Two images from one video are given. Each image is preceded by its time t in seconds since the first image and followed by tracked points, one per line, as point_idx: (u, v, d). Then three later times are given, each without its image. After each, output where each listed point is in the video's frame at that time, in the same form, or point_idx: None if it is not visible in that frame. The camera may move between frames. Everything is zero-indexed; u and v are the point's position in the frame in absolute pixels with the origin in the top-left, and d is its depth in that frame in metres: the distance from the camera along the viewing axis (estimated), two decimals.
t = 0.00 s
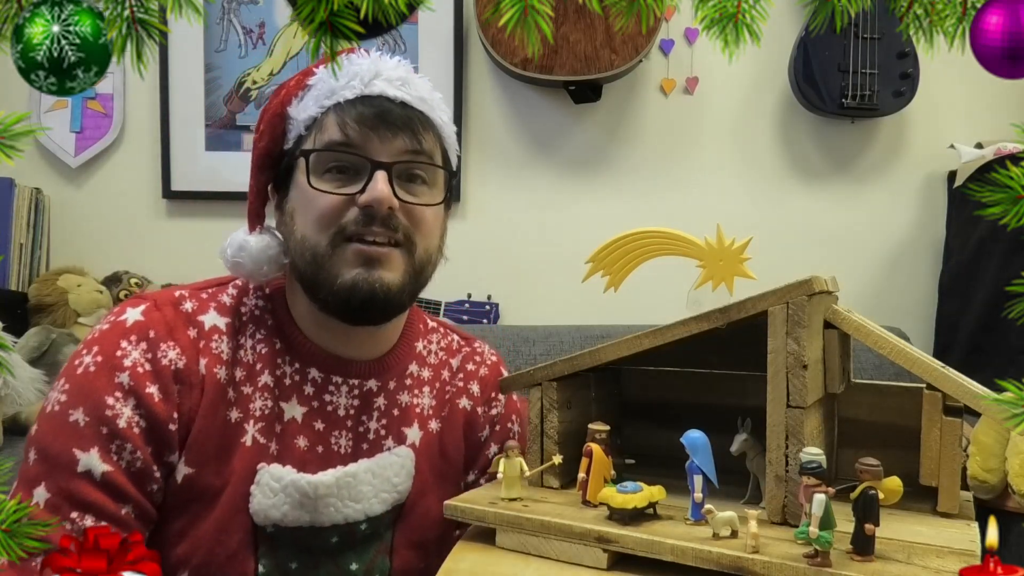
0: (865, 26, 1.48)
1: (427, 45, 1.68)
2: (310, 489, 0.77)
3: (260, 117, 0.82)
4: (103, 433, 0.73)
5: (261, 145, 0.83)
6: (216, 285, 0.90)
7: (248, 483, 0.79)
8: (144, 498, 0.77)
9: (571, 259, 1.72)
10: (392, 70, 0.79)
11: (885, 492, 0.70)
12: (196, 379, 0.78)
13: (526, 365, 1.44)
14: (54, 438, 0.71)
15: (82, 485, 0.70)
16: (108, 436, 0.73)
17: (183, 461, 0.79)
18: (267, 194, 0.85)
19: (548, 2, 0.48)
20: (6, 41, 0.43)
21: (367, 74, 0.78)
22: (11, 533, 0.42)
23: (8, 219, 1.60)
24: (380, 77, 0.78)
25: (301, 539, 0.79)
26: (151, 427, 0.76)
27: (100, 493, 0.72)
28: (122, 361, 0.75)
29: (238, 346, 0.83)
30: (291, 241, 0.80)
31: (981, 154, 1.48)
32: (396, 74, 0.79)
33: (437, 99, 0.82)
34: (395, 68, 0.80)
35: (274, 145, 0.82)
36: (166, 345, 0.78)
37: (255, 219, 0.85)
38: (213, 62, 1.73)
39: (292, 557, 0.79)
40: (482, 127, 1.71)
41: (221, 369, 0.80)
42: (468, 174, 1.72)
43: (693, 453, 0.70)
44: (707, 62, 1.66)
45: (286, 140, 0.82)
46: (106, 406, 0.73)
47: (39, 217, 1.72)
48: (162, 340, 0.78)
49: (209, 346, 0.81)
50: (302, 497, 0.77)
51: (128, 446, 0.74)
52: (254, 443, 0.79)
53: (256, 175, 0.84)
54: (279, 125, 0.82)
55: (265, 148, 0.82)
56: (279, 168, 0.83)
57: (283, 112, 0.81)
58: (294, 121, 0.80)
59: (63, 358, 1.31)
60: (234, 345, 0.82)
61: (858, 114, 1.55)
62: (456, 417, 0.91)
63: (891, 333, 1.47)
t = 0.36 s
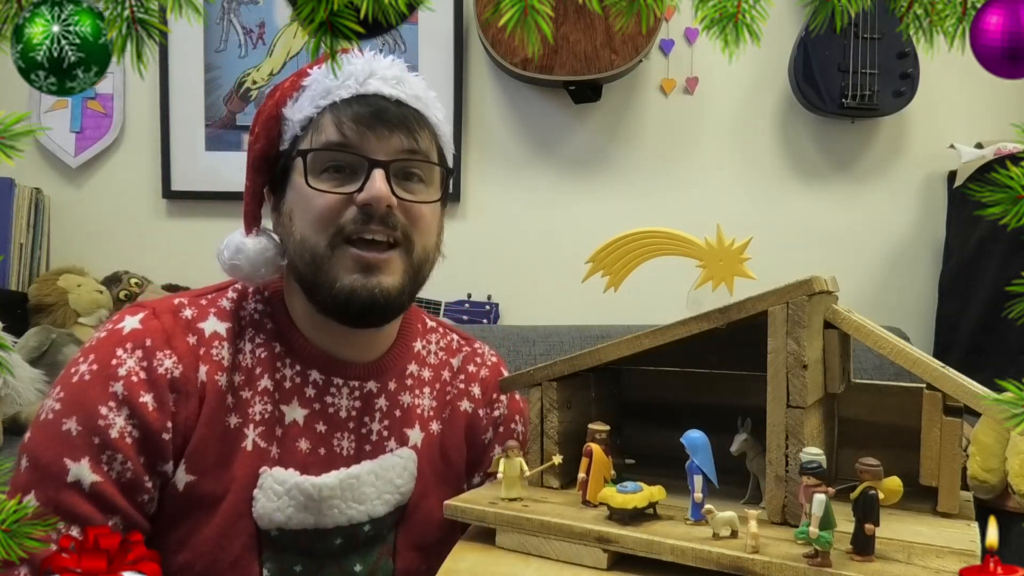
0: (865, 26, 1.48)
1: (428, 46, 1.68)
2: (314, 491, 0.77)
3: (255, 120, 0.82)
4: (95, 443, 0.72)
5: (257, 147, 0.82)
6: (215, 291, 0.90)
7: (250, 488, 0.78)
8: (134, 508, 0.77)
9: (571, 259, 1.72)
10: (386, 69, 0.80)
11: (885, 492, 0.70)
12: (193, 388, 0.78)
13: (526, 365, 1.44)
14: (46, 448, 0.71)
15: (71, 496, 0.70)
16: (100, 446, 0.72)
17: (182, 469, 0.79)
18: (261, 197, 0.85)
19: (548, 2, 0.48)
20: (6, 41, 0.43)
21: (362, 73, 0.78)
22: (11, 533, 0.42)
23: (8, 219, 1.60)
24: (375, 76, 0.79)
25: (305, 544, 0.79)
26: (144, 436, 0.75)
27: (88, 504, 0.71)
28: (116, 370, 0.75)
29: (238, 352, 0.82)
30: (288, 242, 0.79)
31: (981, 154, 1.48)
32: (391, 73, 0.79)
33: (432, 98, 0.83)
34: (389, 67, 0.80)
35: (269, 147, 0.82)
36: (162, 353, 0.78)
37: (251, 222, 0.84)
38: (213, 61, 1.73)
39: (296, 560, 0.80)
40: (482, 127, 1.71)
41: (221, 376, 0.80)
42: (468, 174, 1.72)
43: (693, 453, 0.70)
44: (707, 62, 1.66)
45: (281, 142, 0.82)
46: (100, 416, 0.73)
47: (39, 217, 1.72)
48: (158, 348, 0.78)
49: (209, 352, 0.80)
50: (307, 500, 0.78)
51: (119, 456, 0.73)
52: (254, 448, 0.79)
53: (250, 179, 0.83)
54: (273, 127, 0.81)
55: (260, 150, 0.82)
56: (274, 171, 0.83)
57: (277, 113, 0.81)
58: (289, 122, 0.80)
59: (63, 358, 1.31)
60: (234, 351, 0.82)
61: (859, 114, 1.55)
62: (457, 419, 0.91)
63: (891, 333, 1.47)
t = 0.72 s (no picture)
0: (865, 26, 1.48)
1: (428, 46, 1.68)
2: (317, 466, 0.78)
3: (269, 99, 0.74)
4: (83, 427, 0.72)
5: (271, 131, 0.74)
6: (203, 275, 0.89)
7: (251, 467, 0.78)
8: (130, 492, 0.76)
9: (571, 259, 1.72)
10: (421, 70, 0.76)
11: (885, 492, 0.70)
12: (183, 367, 0.78)
13: (526, 365, 1.44)
14: (35, 433, 0.71)
15: (61, 482, 0.70)
16: (88, 429, 0.72)
17: (177, 449, 0.78)
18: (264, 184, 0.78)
19: (548, 2, 0.48)
20: (6, 41, 0.43)
21: (403, 74, 0.74)
22: (11, 533, 0.42)
23: (9, 219, 1.60)
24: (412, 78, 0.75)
25: (309, 519, 0.80)
26: (133, 418, 0.75)
27: (79, 488, 0.71)
28: (101, 352, 0.75)
29: (229, 332, 0.82)
30: (311, 242, 0.76)
31: (981, 154, 1.48)
32: (427, 77, 0.76)
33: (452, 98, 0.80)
34: (422, 68, 0.76)
35: (285, 132, 0.75)
36: (148, 332, 0.77)
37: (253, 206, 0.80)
38: (213, 62, 1.73)
39: (301, 537, 0.80)
40: (482, 127, 1.71)
41: (213, 355, 0.80)
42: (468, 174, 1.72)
43: (693, 453, 0.70)
44: (707, 63, 1.66)
45: (296, 129, 0.75)
46: (86, 399, 0.73)
47: (39, 217, 1.72)
48: (144, 327, 0.78)
49: (200, 332, 0.80)
50: (311, 475, 0.78)
51: (107, 439, 0.73)
52: (252, 428, 0.79)
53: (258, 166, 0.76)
54: (292, 113, 0.74)
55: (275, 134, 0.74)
56: (287, 159, 0.76)
57: (299, 100, 0.73)
58: (314, 111, 0.73)
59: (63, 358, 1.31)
60: (225, 331, 0.82)
61: (858, 114, 1.55)
62: (448, 398, 0.93)
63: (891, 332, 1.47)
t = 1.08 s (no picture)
0: (865, 26, 1.48)
1: (428, 46, 1.68)
2: (310, 481, 0.78)
3: (239, 110, 0.82)
4: (79, 445, 0.73)
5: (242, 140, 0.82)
6: (201, 283, 0.89)
7: (245, 481, 0.79)
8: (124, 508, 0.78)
9: (571, 259, 1.72)
10: (375, 63, 0.78)
11: (885, 492, 0.70)
12: (179, 383, 0.79)
13: (526, 365, 1.44)
14: (31, 450, 0.72)
15: (58, 498, 0.72)
16: (84, 448, 0.74)
17: (171, 465, 0.79)
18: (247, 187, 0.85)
19: (548, 2, 0.48)
20: (6, 41, 0.43)
21: (350, 69, 0.76)
22: (11, 533, 0.42)
23: (9, 219, 1.60)
24: (363, 71, 0.77)
25: (302, 534, 0.80)
26: (129, 435, 0.76)
27: (74, 507, 0.73)
28: (98, 369, 0.75)
29: (225, 344, 0.82)
30: (278, 237, 0.79)
31: (981, 154, 1.48)
32: (380, 69, 0.77)
33: (423, 90, 0.81)
34: (377, 60, 0.78)
35: (255, 140, 0.82)
36: (146, 348, 0.78)
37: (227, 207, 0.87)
38: (213, 62, 1.73)
39: (294, 551, 0.80)
40: (482, 127, 1.71)
41: (209, 369, 0.80)
42: (468, 174, 1.72)
43: (693, 453, 0.70)
44: (707, 62, 1.66)
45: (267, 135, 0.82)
46: (83, 417, 0.74)
47: (39, 217, 1.72)
48: (142, 344, 0.78)
49: (196, 345, 0.81)
50: (303, 490, 0.78)
51: (104, 457, 0.74)
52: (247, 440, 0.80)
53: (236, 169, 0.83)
54: (259, 119, 0.81)
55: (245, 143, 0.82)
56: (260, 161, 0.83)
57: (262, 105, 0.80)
58: (275, 116, 0.80)
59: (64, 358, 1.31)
60: (222, 343, 0.82)
61: (859, 114, 1.55)
62: (450, 407, 0.92)
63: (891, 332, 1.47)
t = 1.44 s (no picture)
0: (865, 26, 1.48)
1: (428, 46, 1.68)
2: (322, 486, 0.78)
3: (235, 119, 0.82)
4: (91, 449, 0.73)
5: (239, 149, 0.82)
6: (210, 288, 0.89)
7: (256, 486, 0.79)
8: (134, 512, 0.78)
9: (571, 259, 1.72)
10: (366, 61, 0.77)
11: (885, 492, 0.70)
12: (191, 389, 0.78)
13: (526, 364, 1.44)
14: (43, 455, 0.72)
15: (72, 502, 0.72)
16: (96, 452, 0.73)
17: (182, 470, 0.79)
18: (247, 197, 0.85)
19: (548, 2, 0.48)
20: (6, 41, 0.43)
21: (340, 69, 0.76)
22: (11, 533, 0.42)
23: (9, 219, 1.60)
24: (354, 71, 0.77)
25: (313, 539, 0.80)
26: (141, 440, 0.76)
27: (86, 511, 0.73)
28: (111, 374, 0.75)
29: (236, 349, 0.82)
30: (280, 241, 0.79)
31: (981, 154, 1.48)
32: (371, 66, 0.77)
33: (416, 87, 0.81)
34: (368, 59, 0.78)
35: (252, 150, 0.82)
36: (158, 354, 0.78)
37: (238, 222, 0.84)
38: (213, 62, 1.73)
39: (305, 556, 0.80)
40: (482, 127, 1.71)
41: (220, 375, 0.80)
42: (468, 174, 1.72)
43: (693, 453, 0.70)
44: (707, 63, 1.66)
45: (263, 142, 0.82)
46: (96, 422, 0.73)
47: (39, 217, 1.72)
48: (154, 349, 0.78)
49: (208, 351, 0.81)
50: (315, 495, 0.78)
51: (116, 462, 0.74)
52: (257, 446, 0.80)
53: (235, 180, 0.83)
54: (254, 127, 0.81)
55: (242, 152, 0.82)
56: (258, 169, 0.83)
57: (257, 114, 0.80)
58: (270, 122, 0.80)
59: (63, 359, 1.31)
60: (232, 348, 0.82)
61: (859, 114, 1.55)
62: (458, 411, 0.91)
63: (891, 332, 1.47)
